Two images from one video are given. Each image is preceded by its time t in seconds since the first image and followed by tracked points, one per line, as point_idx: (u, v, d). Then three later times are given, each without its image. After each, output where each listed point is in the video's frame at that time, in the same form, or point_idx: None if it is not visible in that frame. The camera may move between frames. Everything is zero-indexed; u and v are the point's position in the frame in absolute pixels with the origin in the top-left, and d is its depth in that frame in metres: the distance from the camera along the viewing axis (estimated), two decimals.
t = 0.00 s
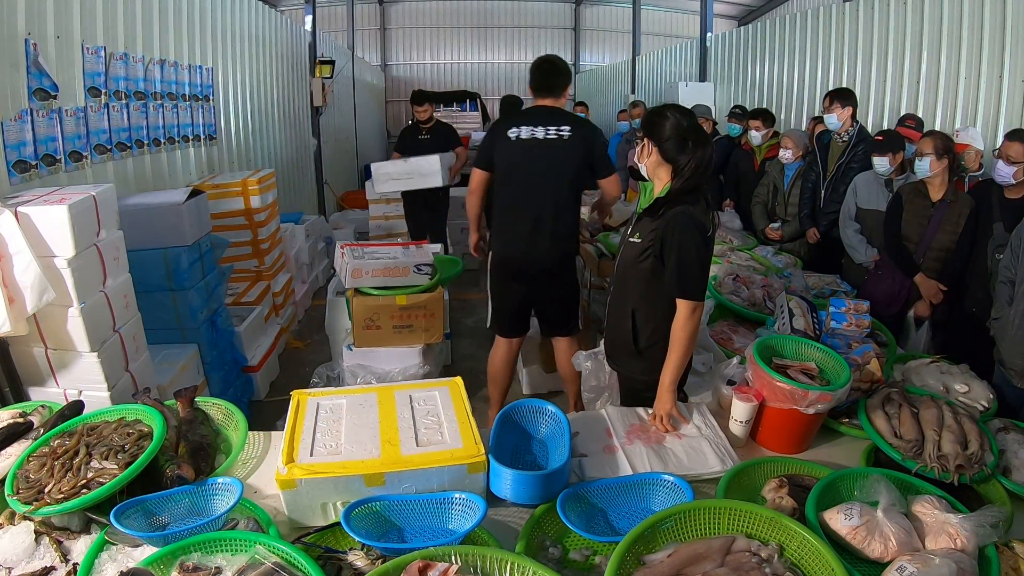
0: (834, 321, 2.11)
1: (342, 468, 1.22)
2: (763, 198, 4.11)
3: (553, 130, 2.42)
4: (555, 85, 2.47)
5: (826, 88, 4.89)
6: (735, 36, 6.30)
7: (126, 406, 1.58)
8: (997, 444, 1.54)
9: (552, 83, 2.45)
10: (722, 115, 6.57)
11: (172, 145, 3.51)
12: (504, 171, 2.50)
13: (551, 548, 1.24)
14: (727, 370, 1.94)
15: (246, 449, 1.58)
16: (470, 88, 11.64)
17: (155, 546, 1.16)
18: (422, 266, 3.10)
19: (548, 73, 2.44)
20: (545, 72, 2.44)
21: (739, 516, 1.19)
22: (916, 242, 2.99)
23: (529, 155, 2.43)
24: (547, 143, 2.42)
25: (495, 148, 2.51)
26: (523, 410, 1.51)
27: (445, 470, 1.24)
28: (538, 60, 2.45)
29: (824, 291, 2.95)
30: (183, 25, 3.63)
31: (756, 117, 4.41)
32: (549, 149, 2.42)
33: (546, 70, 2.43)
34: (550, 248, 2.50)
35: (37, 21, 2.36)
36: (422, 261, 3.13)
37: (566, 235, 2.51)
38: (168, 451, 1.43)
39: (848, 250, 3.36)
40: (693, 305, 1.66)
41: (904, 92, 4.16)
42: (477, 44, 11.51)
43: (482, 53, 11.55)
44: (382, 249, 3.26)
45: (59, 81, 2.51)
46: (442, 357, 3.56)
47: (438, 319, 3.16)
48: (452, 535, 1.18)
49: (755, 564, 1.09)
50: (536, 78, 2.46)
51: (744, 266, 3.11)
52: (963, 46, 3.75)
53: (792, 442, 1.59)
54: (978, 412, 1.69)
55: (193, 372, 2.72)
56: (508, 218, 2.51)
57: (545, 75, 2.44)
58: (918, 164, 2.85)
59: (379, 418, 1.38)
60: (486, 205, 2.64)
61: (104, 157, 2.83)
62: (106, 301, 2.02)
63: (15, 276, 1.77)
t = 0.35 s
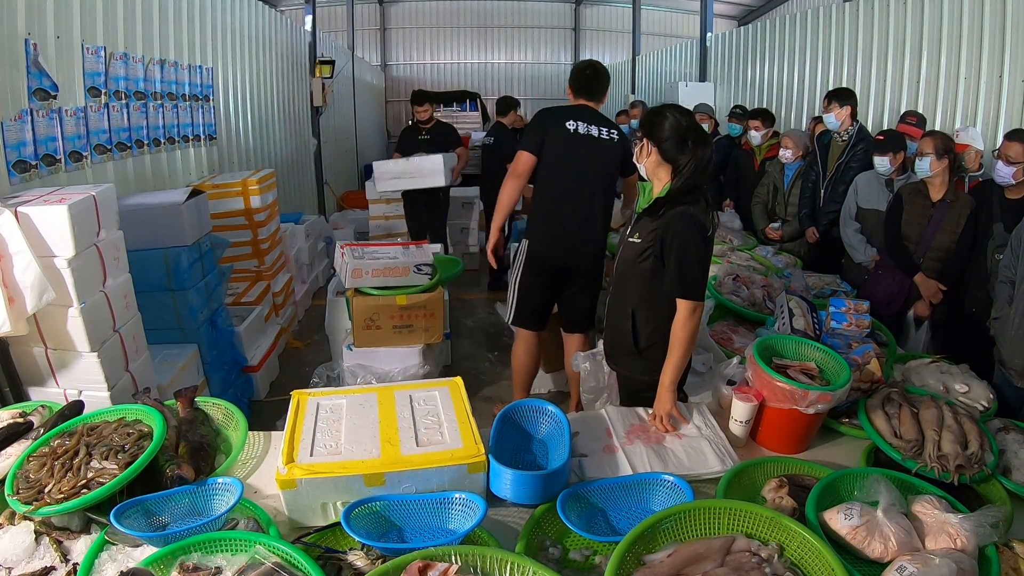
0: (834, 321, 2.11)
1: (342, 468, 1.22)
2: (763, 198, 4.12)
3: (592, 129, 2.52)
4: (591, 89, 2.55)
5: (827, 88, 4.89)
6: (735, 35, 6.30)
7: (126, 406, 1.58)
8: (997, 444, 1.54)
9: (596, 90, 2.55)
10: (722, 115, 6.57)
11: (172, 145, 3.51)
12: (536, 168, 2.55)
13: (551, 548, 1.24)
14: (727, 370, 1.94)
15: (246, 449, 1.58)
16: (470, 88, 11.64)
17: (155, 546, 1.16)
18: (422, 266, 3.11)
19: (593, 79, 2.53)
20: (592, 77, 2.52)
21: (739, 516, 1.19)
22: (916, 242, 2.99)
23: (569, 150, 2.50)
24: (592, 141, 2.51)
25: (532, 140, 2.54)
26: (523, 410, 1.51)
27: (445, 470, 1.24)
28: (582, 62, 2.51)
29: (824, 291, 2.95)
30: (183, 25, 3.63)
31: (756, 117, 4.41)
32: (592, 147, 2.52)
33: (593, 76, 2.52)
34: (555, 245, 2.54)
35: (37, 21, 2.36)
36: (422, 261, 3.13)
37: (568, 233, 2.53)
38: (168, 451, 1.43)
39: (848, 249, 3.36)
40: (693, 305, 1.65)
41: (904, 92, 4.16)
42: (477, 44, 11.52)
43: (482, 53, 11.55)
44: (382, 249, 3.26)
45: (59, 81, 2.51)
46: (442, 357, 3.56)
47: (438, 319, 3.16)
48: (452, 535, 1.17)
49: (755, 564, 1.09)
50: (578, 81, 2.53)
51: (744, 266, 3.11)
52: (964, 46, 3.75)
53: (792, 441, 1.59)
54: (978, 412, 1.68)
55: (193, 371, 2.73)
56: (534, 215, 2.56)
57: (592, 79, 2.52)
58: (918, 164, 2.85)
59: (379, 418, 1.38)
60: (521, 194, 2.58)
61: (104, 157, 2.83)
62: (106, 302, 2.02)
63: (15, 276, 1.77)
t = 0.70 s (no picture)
0: (834, 321, 2.11)
1: (342, 468, 1.22)
2: (763, 198, 4.12)
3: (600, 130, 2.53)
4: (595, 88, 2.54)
5: (826, 88, 4.89)
6: (735, 36, 6.30)
7: (126, 406, 1.58)
8: (997, 444, 1.54)
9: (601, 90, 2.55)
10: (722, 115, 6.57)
11: (172, 145, 3.51)
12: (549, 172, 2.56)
13: (551, 548, 1.24)
14: (727, 370, 1.93)
15: (246, 449, 1.58)
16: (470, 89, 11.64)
17: (155, 546, 1.16)
18: (422, 266, 3.11)
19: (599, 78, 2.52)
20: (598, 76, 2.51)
21: (739, 516, 1.19)
22: (916, 242, 2.99)
23: (575, 151, 2.50)
24: (598, 142, 2.51)
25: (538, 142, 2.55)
26: (523, 410, 1.51)
27: (445, 470, 1.24)
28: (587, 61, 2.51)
29: (824, 291, 2.95)
30: (183, 25, 3.63)
31: (756, 117, 4.41)
32: (601, 146, 2.52)
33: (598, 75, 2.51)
34: (556, 245, 2.53)
35: (37, 21, 2.36)
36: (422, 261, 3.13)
37: (570, 232, 2.53)
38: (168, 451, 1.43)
39: (848, 249, 3.36)
40: (692, 305, 1.66)
41: (904, 92, 4.17)
42: (477, 44, 11.52)
43: (482, 53, 11.55)
44: (382, 249, 3.26)
45: (60, 82, 2.51)
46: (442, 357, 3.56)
47: (438, 319, 3.16)
48: (452, 535, 1.17)
49: (755, 564, 1.09)
50: (582, 80, 2.52)
51: (745, 266, 3.11)
52: (964, 46, 3.75)
53: (792, 441, 1.59)
54: (979, 412, 1.68)
55: (193, 372, 2.73)
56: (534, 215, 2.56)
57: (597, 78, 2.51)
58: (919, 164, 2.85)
59: (379, 418, 1.38)
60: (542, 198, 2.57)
61: (104, 157, 2.83)
62: (106, 302, 2.02)
63: (15, 276, 1.77)
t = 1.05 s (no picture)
0: (834, 321, 2.11)
1: (342, 468, 1.22)
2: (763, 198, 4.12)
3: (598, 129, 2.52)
4: (592, 87, 2.54)
5: (827, 88, 4.89)
6: (735, 36, 6.30)
7: (126, 406, 1.58)
8: (997, 444, 1.54)
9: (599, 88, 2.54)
10: (722, 115, 6.57)
11: (172, 145, 3.50)
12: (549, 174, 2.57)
13: (551, 548, 1.24)
14: (726, 370, 1.93)
15: (246, 449, 1.58)
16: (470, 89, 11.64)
17: (155, 546, 1.16)
18: (422, 266, 3.11)
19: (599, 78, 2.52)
20: (597, 76, 2.51)
21: (739, 516, 1.19)
22: (916, 242, 2.99)
23: (574, 151, 2.50)
24: (597, 142, 2.51)
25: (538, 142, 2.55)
26: (523, 410, 1.51)
27: (445, 470, 1.24)
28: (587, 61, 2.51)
29: (824, 291, 2.96)
30: (183, 25, 3.63)
31: (756, 117, 4.40)
32: (601, 147, 2.52)
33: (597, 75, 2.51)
34: (556, 245, 2.54)
35: (38, 21, 2.36)
36: (422, 261, 3.12)
37: (569, 232, 2.53)
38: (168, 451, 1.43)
39: (848, 249, 3.36)
40: (690, 305, 1.66)
41: (904, 92, 4.17)
42: (477, 44, 11.52)
43: (482, 53, 11.54)
44: (382, 249, 3.26)
45: (60, 82, 2.51)
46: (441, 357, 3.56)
47: (438, 319, 3.17)
48: (452, 535, 1.17)
49: (755, 564, 1.09)
50: (582, 80, 2.52)
51: (744, 266, 3.11)
52: (964, 47, 3.75)
53: (792, 442, 1.59)
54: (979, 412, 1.68)
55: (193, 372, 2.73)
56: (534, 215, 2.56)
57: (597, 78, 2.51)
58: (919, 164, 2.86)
59: (379, 418, 1.38)
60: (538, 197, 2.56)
61: (104, 157, 2.83)
62: (106, 302, 2.02)
63: (15, 276, 1.78)
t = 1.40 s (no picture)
0: (834, 322, 2.11)
1: (342, 468, 1.22)
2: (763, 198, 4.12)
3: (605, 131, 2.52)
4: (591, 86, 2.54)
5: (827, 88, 4.89)
6: (735, 36, 6.30)
7: (126, 406, 1.58)
8: (997, 444, 1.54)
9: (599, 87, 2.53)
10: (722, 115, 6.57)
11: (172, 144, 3.50)
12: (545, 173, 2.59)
13: (551, 548, 1.24)
14: (726, 370, 1.93)
15: (246, 449, 1.58)
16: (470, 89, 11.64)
17: (155, 546, 1.16)
18: (422, 266, 3.10)
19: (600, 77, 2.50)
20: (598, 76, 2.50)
21: (739, 516, 1.19)
22: (916, 242, 2.99)
23: (572, 150, 2.50)
24: (597, 142, 2.50)
25: (538, 142, 2.55)
26: (523, 410, 1.51)
27: (445, 470, 1.24)
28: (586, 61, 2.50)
29: (824, 291, 2.96)
30: (183, 24, 3.63)
31: (756, 116, 4.41)
32: (601, 146, 2.51)
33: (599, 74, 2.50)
34: (555, 246, 2.54)
35: (37, 21, 2.36)
36: (422, 261, 3.12)
37: (569, 232, 2.53)
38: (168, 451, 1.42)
39: (848, 249, 3.36)
40: (689, 305, 1.65)
41: (904, 91, 4.17)
42: (477, 44, 11.52)
43: (482, 53, 11.55)
44: (381, 249, 3.26)
45: (60, 82, 2.51)
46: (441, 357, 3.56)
47: (438, 319, 3.16)
48: (452, 535, 1.17)
49: (755, 564, 1.09)
50: (582, 80, 2.51)
51: (744, 266, 3.11)
52: (964, 47, 3.74)
53: (792, 441, 1.59)
54: (979, 412, 1.68)
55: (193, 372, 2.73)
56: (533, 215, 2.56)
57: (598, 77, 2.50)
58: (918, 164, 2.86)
59: (379, 419, 1.38)
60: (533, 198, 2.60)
61: (104, 157, 2.83)
62: (106, 302, 2.02)
63: (15, 276, 1.77)
